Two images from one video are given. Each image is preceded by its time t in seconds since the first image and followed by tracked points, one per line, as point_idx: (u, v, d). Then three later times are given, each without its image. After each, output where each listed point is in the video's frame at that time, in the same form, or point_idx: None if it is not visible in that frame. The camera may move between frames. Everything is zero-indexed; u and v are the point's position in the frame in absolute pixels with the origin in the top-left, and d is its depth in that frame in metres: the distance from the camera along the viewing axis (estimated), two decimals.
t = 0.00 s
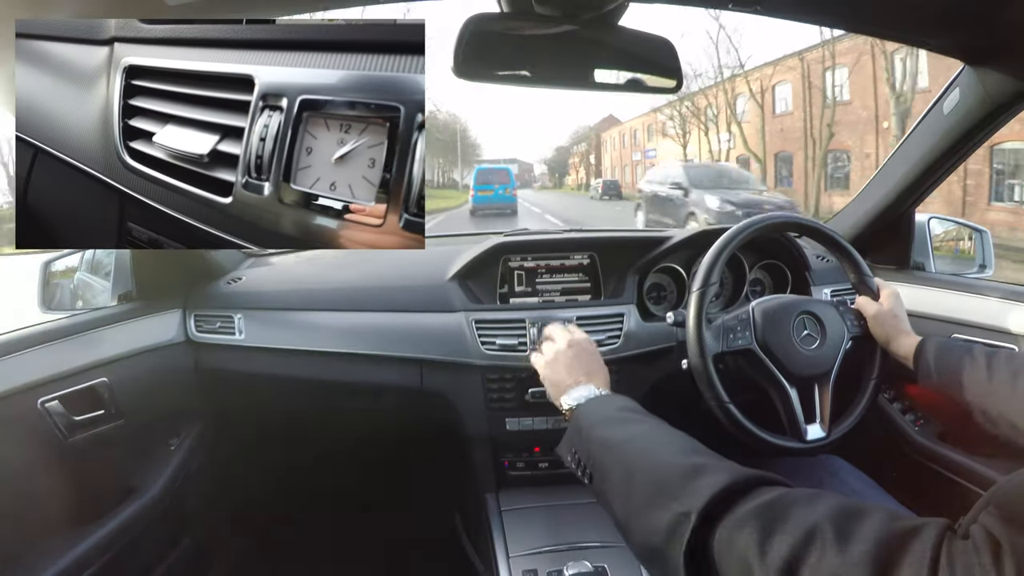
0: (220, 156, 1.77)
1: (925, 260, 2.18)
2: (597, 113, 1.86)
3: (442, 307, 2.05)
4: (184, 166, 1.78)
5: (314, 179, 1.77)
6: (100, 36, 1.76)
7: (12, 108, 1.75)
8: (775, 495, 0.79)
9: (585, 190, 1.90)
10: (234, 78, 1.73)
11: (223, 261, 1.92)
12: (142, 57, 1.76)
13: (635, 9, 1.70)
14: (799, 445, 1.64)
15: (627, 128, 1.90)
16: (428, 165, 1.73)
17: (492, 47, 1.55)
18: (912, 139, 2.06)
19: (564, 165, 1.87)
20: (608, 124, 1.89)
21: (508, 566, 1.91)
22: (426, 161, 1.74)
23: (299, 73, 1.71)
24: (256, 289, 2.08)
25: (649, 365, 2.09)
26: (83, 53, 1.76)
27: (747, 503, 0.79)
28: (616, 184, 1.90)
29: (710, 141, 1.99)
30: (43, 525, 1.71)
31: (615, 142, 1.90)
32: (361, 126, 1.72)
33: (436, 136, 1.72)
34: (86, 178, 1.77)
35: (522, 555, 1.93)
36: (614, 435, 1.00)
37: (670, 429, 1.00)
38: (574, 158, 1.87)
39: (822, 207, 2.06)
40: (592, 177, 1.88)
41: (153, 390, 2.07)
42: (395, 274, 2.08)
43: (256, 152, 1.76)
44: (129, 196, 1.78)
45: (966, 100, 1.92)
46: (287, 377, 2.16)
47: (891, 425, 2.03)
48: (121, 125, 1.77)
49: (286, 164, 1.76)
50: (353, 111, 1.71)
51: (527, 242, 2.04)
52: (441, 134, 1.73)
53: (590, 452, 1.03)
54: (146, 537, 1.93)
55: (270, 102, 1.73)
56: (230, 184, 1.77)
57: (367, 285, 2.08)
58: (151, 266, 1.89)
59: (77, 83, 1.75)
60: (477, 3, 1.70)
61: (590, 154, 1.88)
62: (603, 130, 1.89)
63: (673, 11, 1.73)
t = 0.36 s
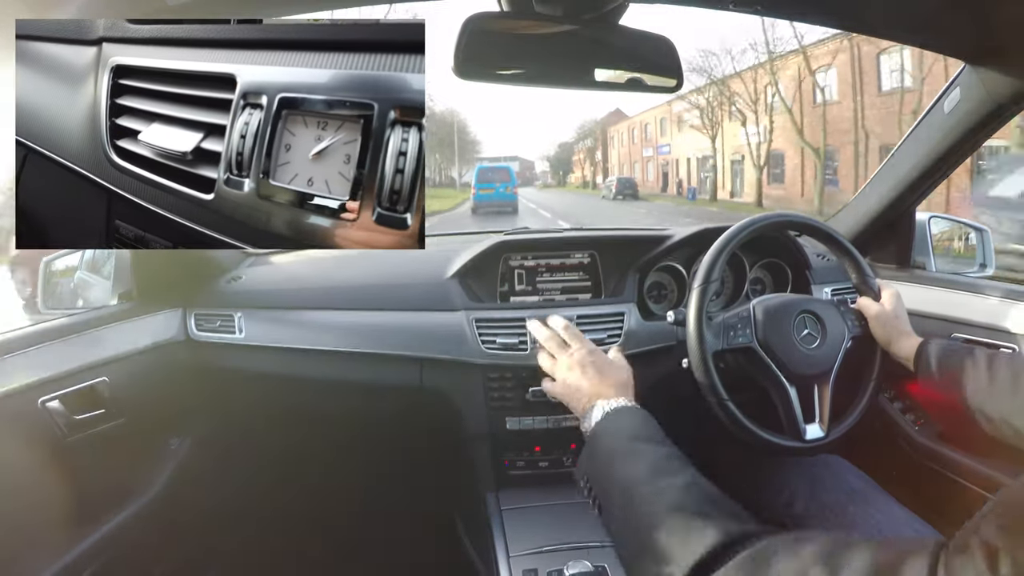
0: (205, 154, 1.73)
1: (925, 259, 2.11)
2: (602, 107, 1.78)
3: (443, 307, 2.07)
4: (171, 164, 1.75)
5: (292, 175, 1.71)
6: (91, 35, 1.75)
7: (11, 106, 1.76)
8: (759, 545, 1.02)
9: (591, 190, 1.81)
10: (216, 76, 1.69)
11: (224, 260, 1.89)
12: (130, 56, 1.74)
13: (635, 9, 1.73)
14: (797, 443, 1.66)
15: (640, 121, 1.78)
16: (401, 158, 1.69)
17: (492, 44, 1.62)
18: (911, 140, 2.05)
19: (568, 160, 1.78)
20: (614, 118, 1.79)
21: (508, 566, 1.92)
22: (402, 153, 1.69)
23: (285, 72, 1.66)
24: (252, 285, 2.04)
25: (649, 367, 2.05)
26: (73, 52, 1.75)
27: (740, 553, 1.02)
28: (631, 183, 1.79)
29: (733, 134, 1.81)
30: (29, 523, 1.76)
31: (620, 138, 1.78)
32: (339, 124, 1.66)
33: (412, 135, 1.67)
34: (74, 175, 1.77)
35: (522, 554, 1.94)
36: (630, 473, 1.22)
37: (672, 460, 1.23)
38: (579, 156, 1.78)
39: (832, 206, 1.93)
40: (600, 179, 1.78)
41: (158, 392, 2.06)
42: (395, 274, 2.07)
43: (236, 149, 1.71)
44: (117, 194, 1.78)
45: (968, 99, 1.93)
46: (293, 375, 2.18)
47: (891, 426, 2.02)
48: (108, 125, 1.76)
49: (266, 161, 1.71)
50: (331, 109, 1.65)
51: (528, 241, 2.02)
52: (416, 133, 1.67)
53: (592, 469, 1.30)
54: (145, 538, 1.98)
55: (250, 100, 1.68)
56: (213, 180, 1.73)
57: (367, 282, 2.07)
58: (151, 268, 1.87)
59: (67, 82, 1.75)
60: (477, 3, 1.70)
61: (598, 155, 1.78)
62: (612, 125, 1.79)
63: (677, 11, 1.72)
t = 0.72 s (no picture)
0: (188, 154, 1.69)
1: (925, 259, 2.06)
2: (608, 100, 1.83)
3: (442, 307, 2.06)
4: (155, 164, 1.71)
5: (271, 173, 1.68)
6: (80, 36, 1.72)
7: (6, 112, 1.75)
8: None
9: (597, 189, 1.86)
10: (201, 78, 1.65)
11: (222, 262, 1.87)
12: (118, 57, 1.71)
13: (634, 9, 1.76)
14: (798, 444, 1.67)
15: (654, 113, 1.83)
16: (372, 156, 1.63)
17: (494, 48, 1.68)
18: (910, 140, 2.00)
19: (571, 159, 1.86)
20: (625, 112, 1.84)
21: (508, 567, 1.91)
22: (372, 151, 1.63)
23: (270, 74, 1.63)
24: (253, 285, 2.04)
25: (648, 366, 2.09)
26: (62, 54, 1.72)
27: None
28: (651, 181, 1.85)
29: (766, 127, 1.82)
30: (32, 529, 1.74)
31: (623, 134, 1.83)
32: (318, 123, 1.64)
33: (385, 134, 1.63)
34: (65, 177, 1.75)
35: (522, 555, 1.94)
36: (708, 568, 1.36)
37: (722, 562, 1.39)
38: (588, 153, 1.85)
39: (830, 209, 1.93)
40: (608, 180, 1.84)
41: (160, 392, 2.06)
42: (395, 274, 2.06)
43: (217, 149, 1.68)
44: (105, 194, 1.75)
45: (969, 98, 1.93)
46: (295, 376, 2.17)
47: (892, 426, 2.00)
48: (94, 125, 1.72)
49: (247, 160, 1.68)
50: (309, 108, 1.62)
51: (527, 241, 2.01)
52: (390, 132, 1.63)
53: None
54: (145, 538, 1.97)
55: (232, 101, 1.65)
56: (196, 180, 1.70)
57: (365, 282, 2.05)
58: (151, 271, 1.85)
59: (56, 83, 1.72)
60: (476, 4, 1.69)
61: (607, 155, 1.83)
62: (619, 119, 1.84)
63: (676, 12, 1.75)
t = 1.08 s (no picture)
0: (171, 153, 1.69)
1: (925, 260, 2.09)
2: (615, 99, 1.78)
3: (443, 307, 2.06)
4: (140, 164, 1.70)
5: (251, 171, 1.68)
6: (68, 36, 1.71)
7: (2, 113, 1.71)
8: None
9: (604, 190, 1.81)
10: (182, 77, 1.65)
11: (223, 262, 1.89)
12: (108, 60, 1.70)
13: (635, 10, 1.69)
14: (807, 443, 1.65)
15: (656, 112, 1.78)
16: (344, 153, 1.64)
17: (493, 49, 1.58)
18: (913, 139, 2.04)
19: (574, 160, 1.80)
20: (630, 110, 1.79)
21: (508, 566, 1.91)
22: (343, 148, 1.64)
23: (255, 74, 1.64)
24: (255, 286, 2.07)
25: (648, 367, 2.09)
26: (46, 53, 1.70)
27: None
28: (676, 182, 1.81)
29: (813, 121, 1.80)
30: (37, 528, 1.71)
31: (628, 133, 1.79)
32: (292, 121, 1.64)
33: (356, 130, 1.63)
34: (48, 176, 1.72)
35: (522, 555, 1.94)
36: None
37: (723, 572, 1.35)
38: (597, 155, 1.79)
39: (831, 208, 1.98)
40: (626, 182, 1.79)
41: (157, 391, 2.09)
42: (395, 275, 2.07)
43: (197, 147, 1.68)
44: (93, 193, 1.73)
45: (968, 100, 1.94)
46: (294, 375, 2.17)
47: (891, 426, 2.02)
48: (81, 125, 1.72)
49: (227, 158, 1.67)
50: (286, 106, 1.63)
51: (525, 242, 2.02)
52: (360, 128, 1.63)
53: None
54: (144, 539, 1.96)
55: (213, 100, 1.65)
56: (179, 177, 1.69)
57: (366, 284, 2.05)
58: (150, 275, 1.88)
59: (40, 82, 1.71)
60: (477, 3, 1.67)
61: (611, 155, 1.78)
62: (627, 117, 1.79)
63: (680, 14, 1.70)
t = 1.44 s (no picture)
0: (156, 152, 1.73)
1: (925, 259, 2.18)
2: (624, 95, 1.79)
3: (443, 306, 2.06)
4: (127, 163, 1.74)
5: (232, 169, 1.72)
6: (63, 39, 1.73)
7: None
8: None
9: (616, 189, 1.92)
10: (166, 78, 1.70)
11: (226, 263, 1.98)
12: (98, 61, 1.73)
13: (634, 9, 1.66)
14: (805, 444, 1.66)
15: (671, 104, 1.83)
16: (317, 150, 1.68)
17: (493, 48, 1.50)
18: (913, 138, 2.05)
19: (581, 155, 1.90)
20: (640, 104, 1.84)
21: (508, 567, 1.91)
22: (317, 146, 1.68)
23: (237, 75, 1.68)
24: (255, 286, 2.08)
25: (648, 366, 2.10)
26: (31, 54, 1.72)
27: None
28: (715, 182, 1.91)
29: (871, 115, 2.04)
30: (44, 528, 1.69)
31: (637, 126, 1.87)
32: (270, 119, 1.68)
33: (330, 128, 1.67)
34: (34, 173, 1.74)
35: (522, 555, 1.93)
36: None
37: None
38: (611, 151, 1.89)
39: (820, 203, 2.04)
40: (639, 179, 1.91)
41: (156, 391, 2.09)
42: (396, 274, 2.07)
43: (180, 145, 1.72)
44: (80, 192, 1.76)
45: (968, 98, 1.90)
46: (292, 376, 2.15)
47: (891, 426, 2.04)
48: (68, 125, 1.74)
49: (207, 155, 1.71)
50: (264, 105, 1.67)
51: (526, 241, 2.05)
52: (333, 126, 1.67)
53: None
54: (147, 539, 1.93)
55: (195, 100, 1.70)
56: (162, 175, 1.73)
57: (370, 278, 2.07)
58: (148, 270, 1.91)
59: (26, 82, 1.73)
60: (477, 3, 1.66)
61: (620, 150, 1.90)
62: (642, 109, 1.87)
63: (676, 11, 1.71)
